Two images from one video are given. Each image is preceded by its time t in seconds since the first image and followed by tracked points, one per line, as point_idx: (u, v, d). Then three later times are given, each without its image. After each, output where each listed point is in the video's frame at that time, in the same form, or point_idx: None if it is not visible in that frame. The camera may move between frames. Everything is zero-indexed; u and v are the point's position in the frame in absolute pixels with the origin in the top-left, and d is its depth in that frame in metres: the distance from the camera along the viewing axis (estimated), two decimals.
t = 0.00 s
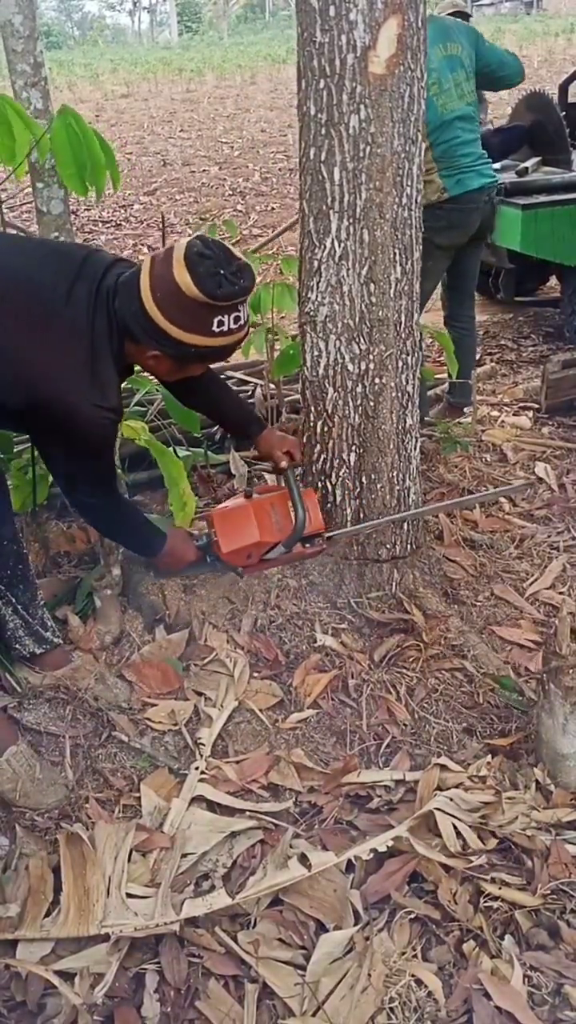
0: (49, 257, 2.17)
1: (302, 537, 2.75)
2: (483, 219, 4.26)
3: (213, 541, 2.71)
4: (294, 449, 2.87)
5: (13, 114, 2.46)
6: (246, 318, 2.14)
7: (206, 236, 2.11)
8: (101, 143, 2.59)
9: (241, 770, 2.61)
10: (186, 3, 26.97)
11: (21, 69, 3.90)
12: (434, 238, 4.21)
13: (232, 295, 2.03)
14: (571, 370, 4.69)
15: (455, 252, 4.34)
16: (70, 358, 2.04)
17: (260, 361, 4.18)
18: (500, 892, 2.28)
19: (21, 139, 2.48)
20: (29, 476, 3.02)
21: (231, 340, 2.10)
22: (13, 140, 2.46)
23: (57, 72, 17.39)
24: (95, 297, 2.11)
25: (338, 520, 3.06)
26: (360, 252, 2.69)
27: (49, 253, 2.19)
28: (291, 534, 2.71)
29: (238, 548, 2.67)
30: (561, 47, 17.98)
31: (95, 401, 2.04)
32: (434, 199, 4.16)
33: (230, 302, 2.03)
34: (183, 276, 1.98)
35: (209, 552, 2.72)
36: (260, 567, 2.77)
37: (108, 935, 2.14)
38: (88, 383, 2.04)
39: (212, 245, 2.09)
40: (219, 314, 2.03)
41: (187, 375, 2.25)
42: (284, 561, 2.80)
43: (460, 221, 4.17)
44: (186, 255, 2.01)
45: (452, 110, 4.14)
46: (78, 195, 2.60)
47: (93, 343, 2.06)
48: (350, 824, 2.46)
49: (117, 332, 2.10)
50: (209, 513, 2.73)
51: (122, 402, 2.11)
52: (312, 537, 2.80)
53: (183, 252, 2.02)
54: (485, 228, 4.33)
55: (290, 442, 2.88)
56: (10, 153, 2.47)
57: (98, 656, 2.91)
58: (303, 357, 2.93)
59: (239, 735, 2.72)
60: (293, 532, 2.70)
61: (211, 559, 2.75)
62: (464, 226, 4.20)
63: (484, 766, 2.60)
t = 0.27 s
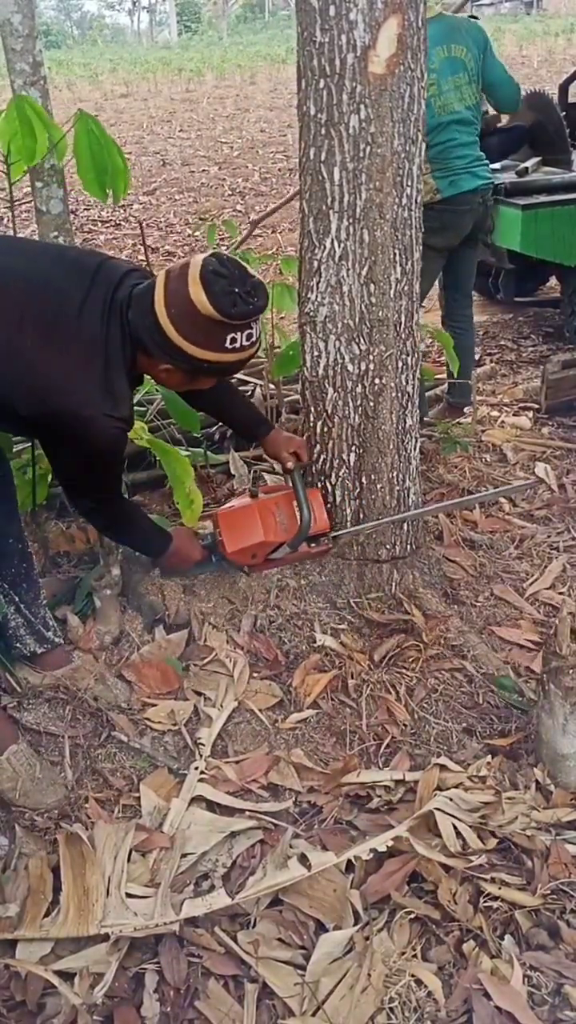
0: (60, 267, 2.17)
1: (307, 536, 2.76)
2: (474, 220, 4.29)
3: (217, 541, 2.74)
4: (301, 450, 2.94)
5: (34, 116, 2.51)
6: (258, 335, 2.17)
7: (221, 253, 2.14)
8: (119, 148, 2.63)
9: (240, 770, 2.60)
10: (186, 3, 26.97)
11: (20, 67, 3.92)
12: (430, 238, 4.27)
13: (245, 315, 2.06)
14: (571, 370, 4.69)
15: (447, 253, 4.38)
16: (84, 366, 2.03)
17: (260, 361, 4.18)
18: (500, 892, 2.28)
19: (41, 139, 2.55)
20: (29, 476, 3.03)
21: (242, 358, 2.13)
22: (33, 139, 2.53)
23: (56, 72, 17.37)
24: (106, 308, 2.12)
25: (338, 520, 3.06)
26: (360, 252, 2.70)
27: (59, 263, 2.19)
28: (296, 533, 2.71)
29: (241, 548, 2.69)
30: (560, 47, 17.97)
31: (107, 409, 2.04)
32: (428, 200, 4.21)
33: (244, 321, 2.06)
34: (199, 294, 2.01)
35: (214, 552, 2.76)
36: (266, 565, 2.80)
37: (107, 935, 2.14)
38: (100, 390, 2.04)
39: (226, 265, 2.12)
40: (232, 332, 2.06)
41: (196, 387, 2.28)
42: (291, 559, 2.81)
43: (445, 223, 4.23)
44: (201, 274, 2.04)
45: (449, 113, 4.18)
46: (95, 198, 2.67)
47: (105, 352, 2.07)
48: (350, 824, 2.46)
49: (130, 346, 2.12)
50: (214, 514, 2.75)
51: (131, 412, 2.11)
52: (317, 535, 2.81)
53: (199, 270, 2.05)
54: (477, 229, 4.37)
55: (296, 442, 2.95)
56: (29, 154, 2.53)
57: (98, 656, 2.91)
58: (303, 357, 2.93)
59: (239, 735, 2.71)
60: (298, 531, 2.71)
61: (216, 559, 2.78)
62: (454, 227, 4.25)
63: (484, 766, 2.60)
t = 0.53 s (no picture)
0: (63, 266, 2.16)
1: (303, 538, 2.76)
2: (470, 221, 4.29)
3: (214, 542, 2.74)
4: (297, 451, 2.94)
5: (31, 116, 2.50)
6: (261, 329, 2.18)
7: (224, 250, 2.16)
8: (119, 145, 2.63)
9: (240, 769, 2.60)
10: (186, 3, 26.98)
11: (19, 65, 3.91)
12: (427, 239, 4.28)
13: (248, 308, 2.08)
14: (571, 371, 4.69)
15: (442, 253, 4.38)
16: (87, 366, 2.03)
17: (260, 360, 4.18)
18: (500, 892, 2.28)
19: (38, 140, 2.53)
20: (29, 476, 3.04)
21: (245, 353, 2.14)
22: (30, 139, 2.51)
23: (57, 72, 17.37)
24: (109, 305, 2.12)
25: (338, 520, 3.06)
26: (360, 252, 2.70)
27: (61, 262, 2.18)
28: (292, 535, 2.71)
29: (237, 549, 2.69)
30: (560, 47, 17.99)
31: (109, 406, 2.03)
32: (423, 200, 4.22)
33: (247, 313, 2.07)
34: (202, 286, 2.02)
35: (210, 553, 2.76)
36: (263, 566, 2.80)
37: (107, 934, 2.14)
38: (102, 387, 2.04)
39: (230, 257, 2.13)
40: (235, 325, 2.07)
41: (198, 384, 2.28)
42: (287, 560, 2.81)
43: (439, 224, 4.25)
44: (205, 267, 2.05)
45: (448, 112, 4.20)
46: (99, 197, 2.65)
47: (107, 349, 2.07)
48: (350, 823, 2.46)
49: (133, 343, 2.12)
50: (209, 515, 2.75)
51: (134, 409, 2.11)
52: (313, 536, 2.81)
53: (202, 264, 2.07)
54: (473, 229, 4.37)
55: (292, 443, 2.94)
56: (28, 153, 2.51)
57: (98, 656, 2.91)
58: (303, 356, 2.94)
59: (239, 735, 2.72)
60: (294, 533, 2.71)
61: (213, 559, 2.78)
62: (448, 228, 4.26)
63: (484, 766, 2.60)
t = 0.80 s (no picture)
0: (53, 263, 2.17)
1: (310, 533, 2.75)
2: (468, 221, 4.32)
3: (219, 534, 2.70)
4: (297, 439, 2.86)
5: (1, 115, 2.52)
6: (249, 315, 2.17)
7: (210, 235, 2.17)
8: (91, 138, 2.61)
9: (240, 769, 2.61)
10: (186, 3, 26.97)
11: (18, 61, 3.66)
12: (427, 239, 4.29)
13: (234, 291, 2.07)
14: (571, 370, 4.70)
15: (441, 253, 4.39)
16: (75, 358, 2.03)
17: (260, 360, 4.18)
18: (500, 892, 2.28)
19: (10, 139, 2.55)
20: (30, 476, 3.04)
21: (233, 336, 2.13)
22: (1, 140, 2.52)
23: (57, 72, 17.36)
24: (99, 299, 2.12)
25: (338, 520, 3.06)
26: (360, 251, 2.70)
27: (52, 260, 2.19)
28: (299, 529, 2.71)
29: (244, 542, 2.66)
30: (560, 48, 17.99)
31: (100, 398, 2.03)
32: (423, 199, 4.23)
33: (232, 295, 2.06)
34: (186, 269, 2.02)
35: (215, 545, 2.70)
36: (267, 562, 2.77)
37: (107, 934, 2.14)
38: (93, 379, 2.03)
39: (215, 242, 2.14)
40: (221, 308, 2.06)
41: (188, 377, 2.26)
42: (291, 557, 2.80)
43: (438, 223, 4.25)
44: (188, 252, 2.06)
45: (451, 112, 4.21)
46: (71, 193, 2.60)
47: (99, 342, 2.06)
48: (350, 823, 2.46)
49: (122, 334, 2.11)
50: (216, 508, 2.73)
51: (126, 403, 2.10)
52: (318, 533, 2.81)
53: (186, 249, 2.07)
54: (471, 229, 4.39)
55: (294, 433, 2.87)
56: None
57: (98, 656, 2.91)
58: (303, 356, 2.94)
59: (239, 735, 2.72)
60: (302, 527, 2.70)
61: (216, 553, 2.72)
62: (447, 228, 4.27)
63: (484, 766, 2.60)
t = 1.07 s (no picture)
0: (46, 261, 2.17)
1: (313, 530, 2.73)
2: (465, 220, 4.32)
3: (223, 530, 2.68)
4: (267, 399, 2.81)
5: None
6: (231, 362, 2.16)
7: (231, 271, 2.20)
8: (70, 131, 2.55)
9: (240, 769, 2.61)
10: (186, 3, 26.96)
11: (20, 66, 3.60)
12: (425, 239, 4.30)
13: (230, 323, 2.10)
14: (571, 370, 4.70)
15: (438, 252, 4.39)
16: (69, 358, 2.03)
17: (260, 360, 4.18)
18: (500, 892, 2.28)
19: None
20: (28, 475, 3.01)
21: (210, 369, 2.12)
22: None
23: (58, 73, 17.35)
24: (92, 297, 2.12)
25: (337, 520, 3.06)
26: (360, 251, 2.70)
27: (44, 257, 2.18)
28: (304, 527, 2.68)
29: (247, 540, 2.65)
30: (560, 47, 18.00)
31: (93, 396, 2.03)
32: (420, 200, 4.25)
33: (221, 322, 2.07)
34: (196, 284, 2.06)
35: (218, 541, 2.69)
36: (269, 558, 2.76)
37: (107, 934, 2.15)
38: (86, 377, 2.03)
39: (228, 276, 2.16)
40: (204, 329, 2.06)
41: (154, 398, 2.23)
42: (294, 554, 2.78)
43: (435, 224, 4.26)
44: (202, 275, 2.08)
45: (447, 113, 4.21)
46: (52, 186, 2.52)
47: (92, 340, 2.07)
48: (350, 824, 2.46)
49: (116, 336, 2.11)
50: (219, 503, 2.70)
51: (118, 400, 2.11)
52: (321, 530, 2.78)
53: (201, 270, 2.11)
54: (468, 229, 4.39)
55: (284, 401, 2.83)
56: None
57: (99, 656, 2.91)
58: (303, 356, 2.94)
59: (239, 735, 2.72)
60: (307, 525, 2.67)
61: (219, 550, 2.71)
62: (445, 227, 4.28)
63: (484, 766, 2.60)
